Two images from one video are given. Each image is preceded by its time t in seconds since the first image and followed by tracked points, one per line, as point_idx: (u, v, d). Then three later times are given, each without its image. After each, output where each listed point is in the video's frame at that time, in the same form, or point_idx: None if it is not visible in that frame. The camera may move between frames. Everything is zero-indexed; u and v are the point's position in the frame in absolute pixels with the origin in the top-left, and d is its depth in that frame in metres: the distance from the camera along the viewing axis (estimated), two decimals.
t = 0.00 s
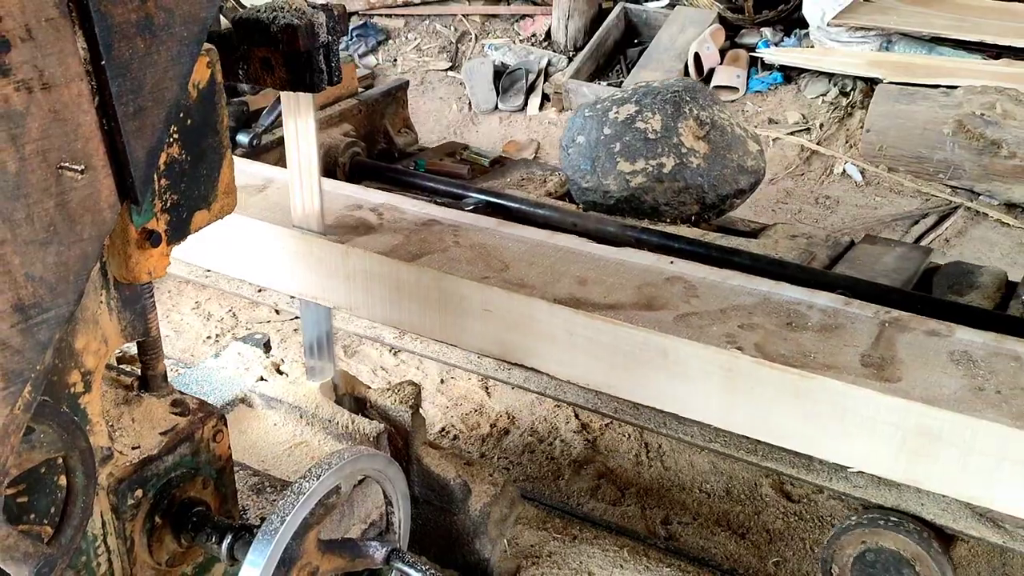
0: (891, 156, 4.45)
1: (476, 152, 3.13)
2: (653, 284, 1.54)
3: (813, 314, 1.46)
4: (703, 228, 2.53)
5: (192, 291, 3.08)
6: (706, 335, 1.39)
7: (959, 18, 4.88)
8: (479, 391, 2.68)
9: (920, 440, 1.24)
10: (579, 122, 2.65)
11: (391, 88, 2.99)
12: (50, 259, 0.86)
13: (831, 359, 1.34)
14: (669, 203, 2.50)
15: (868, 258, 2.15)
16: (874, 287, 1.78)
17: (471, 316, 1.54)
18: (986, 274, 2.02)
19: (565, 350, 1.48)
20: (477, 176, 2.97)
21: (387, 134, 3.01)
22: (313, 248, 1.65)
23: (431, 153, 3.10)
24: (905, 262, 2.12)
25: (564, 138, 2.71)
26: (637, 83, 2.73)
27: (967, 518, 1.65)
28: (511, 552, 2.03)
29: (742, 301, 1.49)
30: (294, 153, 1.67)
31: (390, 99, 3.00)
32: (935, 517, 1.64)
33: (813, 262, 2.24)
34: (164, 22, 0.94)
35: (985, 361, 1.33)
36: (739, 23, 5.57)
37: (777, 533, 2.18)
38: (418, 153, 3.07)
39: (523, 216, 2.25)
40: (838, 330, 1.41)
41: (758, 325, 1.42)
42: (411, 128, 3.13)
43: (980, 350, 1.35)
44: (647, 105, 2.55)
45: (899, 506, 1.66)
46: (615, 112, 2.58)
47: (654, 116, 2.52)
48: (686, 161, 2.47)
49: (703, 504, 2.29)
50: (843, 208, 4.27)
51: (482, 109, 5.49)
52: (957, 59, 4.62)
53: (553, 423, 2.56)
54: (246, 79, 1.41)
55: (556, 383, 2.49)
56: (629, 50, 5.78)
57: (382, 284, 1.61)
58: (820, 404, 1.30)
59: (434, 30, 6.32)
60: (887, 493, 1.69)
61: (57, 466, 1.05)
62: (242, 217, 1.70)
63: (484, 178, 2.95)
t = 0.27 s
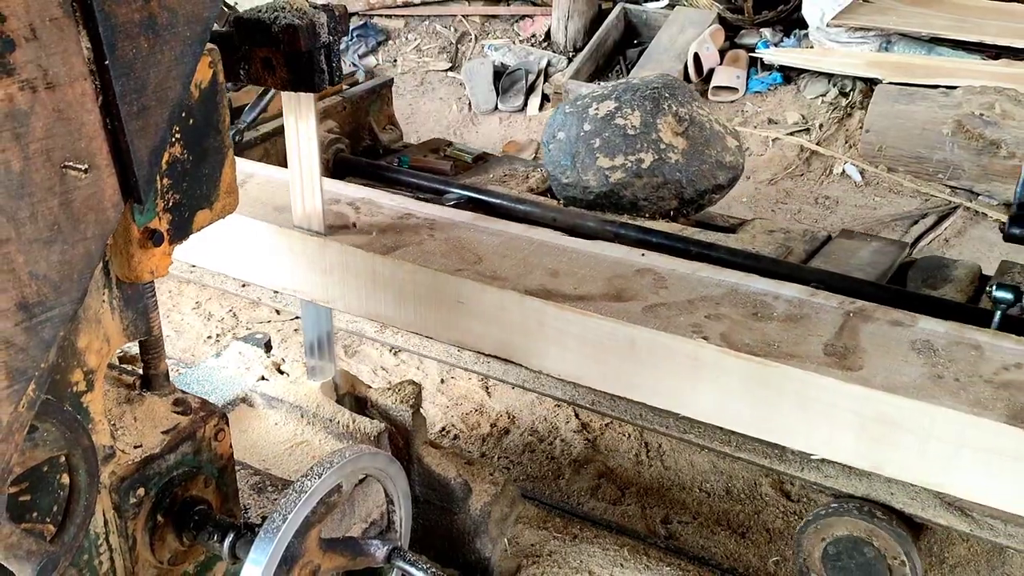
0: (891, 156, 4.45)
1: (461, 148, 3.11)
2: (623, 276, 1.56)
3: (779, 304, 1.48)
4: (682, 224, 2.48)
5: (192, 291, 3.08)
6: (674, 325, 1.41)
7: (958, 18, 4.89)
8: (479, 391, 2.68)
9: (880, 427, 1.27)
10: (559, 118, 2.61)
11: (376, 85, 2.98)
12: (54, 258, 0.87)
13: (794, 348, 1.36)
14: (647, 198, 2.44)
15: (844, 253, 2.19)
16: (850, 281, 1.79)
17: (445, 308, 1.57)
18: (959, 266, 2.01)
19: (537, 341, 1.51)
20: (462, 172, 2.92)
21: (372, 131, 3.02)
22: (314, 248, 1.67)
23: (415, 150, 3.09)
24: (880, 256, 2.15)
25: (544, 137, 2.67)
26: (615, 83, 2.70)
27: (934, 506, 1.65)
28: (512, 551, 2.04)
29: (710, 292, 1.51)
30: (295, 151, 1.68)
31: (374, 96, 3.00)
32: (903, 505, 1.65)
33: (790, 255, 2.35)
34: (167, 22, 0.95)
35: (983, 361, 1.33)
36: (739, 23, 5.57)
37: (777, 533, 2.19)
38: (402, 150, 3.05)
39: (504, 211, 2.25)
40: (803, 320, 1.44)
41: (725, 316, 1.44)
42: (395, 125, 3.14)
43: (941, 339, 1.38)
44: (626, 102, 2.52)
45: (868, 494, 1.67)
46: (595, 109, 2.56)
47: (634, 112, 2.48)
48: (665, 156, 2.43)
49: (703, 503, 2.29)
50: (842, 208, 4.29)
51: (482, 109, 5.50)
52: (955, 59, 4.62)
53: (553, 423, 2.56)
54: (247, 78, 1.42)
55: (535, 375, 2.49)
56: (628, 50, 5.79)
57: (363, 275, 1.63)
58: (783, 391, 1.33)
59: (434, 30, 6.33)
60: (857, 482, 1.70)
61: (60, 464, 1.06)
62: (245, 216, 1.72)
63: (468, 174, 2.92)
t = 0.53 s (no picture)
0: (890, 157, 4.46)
1: (445, 144, 2.99)
2: (597, 269, 1.61)
3: (748, 296, 1.53)
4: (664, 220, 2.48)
5: (192, 291, 3.09)
6: (643, 316, 1.47)
7: (958, 19, 4.89)
8: (479, 391, 2.69)
9: (844, 415, 1.33)
10: (541, 116, 2.62)
11: (362, 83, 2.93)
12: (56, 258, 0.87)
13: (760, 338, 1.42)
14: (627, 193, 2.45)
15: (821, 246, 2.16)
16: (825, 276, 1.79)
17: (420, 300, 1.62)
18: (936, 262, 2.00)
19: (503, 331, 1.56)
20: (445, 169, 2.84)
21: (358, 128, 2.98)
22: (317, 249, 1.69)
23: (398, 148, 2.98)
24: (857, 251, 2.13)
25: (526, 133, 2.68)
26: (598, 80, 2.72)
27: (904, 496, 1.71)
28: (512, 551, 2.04)
29: (680, 284, 1.57)
30: (297, 152, 1.68)
31: (361, 92, 2.96)
32: (875, 496, 1.72)
33: (768, 251, 2.23)
34: (169, 23, 0.95)
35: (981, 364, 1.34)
36: (739, 24, 5.57)
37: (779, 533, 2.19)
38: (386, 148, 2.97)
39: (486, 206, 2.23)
40: (771, 310, 1.49)
41: (693, 307, 1.50)
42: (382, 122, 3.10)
43: (904, 330, 1.43)
44: (607, 99, 2.54)
45: (840, 486, 1.74)
46: (577, 106, 2.57)
47: (614, 110, 2.50)
48: (645, 153, 2.44)
49: (703, 503, 2.29)
50: (842, 209, 4.31)
51: (482, 110, 5.50)
52: (955, 60, 4.63)
53: (552, 423, 2.56)
54: (248, 79, 1.42)
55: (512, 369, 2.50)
56: (628, 51, 5.80)
57: (371, 279, 1.65)
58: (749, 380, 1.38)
59: (433, 31, 6.34)
60: (830, 473, 1.76)
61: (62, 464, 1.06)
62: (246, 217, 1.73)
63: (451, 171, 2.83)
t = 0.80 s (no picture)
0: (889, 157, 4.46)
1: (428, 140, 2.95)
2: (571, 262, 1.65)
3: (719, 288, 1.58)
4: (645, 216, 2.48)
5: (192, 291, 3.09)
6: (614, 307, 1.50)
7: (957, 20, 4.89)
8: (478, 391, 2.69)
9: (810, 405, 1.36)
10: (523, 112, 2.63)
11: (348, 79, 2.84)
12: (56, 256, 0.87)
13: (728, 329, 1.45)
14: (608, 189, 2.45)
15: (800, 242, 2.16)
16: (798, 270, 1.80)
17: (398, 292, 1.65)
18: (913, 257, 2.00)
19: (479, 322, 1.60)
20: (430, 167, 2.79)
21: (343, 125, 2.87)
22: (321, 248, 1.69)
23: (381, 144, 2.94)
24: (835, 247, 2.12)
25: (509, 131, 2.69)
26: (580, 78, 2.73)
27: (877, 487, 1.76)
28: (511, 551, 2.02)
29: (652, 276, 1.61)
30: (296, 151, 1.69)
31: (347, 89, 2.88)
32: (847, 487, 1.76)
33: (747, 246, 2.22)
34: (169, 21, 0.95)
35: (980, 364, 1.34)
36: (738, 24, 5.56)
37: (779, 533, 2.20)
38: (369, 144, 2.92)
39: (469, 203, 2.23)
40: (741, 302, 1.53)
41: (665, 298, 1.54)
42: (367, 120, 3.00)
43: (872, 321, 1.48)
44: (589, 96, 2.54)
45: (813, 477, 1.77)
46: (558, 103, 2.58)
47: (595, 106, 2.50)
48: (625, 149, 2.44)
49: (702, 503, 2.29)
50: (841, 209, 4.31)
51: (482, 111, 5.51)
52: (954, 60, 4.62)
53: (551, 423, 2.56)
54: (247, 79, 1.42)
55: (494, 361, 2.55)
56: (626, 51, 5.79)
57: (360, 273, 1.67)
58: (717, 370, 1.41)
59: (433, 32, 6.34)
60: (804, 465, 1.79)
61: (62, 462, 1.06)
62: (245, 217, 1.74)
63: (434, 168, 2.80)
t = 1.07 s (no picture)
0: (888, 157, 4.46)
1: (415, 138, 2.95)
2: (550, 257, 1.68)
3: (693, 280, 1.61)
4: (628, 210, 2.64)
5: (191, 291, 3.09)
6: (589, 300, 1.54)
7: (955, 20, 4.89)
8: (477, 391, 2.69)
9: (782, 395, 1.39)
10: (509, 111, 2.86)
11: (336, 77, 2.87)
12: (56, 256, 0.87)
13: (702, 321, 1.48)
14: (592, 185, 2.64)
15: (781, 239, 2.20)
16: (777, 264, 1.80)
17: (382, 287, 1.68)
18: (891, 254, 2.01)
19: (459, 315, 1.63)
20: (415, 163, 2.79)
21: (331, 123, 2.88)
22: (319, 247, 1.72)
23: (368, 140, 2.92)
24: (815, 244, 2.16)
25: (496, 125, 2.88)
26: (565, 75, 2.94)
27: (853, 480, 1.82)
28: (510, 550, 2.02)
29: (627, 268, 1.65)
30: (294, 152, 1.68)
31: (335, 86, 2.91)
32: (824, 479, 1.81)
33: (729, 241, 2.26)
34: (169, 21, 0.95)
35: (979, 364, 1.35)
36: (737, 24, 5.57)
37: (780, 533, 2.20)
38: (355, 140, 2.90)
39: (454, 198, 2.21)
40: (715, 295, 1.56)
41: (639, 292, 1.57)
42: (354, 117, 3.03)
43: (843, 314, 1.51)
44: (572, 93, 2.78)
45: (792, 469, 1.83)
46: (543, 100, 2.82)
47: (578, 103, 2.73)
48: (608, 146, 2.66)
49: (702, 503, 2.29)
50: (840, 209, 4.31)
51: (481, 111, 5.51)
52: (953, 60, 4.63)
53: (550, 422, 2.57)
54: (247, 79, 1.42)
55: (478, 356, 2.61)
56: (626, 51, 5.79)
57: (349, 269, 1.70)
58: (691, 361, 1.44)
59: (432, 32, 6.33)
60: (781, 457, 1.86)
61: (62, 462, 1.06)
62: (247, 217, 1.76)
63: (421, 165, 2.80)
